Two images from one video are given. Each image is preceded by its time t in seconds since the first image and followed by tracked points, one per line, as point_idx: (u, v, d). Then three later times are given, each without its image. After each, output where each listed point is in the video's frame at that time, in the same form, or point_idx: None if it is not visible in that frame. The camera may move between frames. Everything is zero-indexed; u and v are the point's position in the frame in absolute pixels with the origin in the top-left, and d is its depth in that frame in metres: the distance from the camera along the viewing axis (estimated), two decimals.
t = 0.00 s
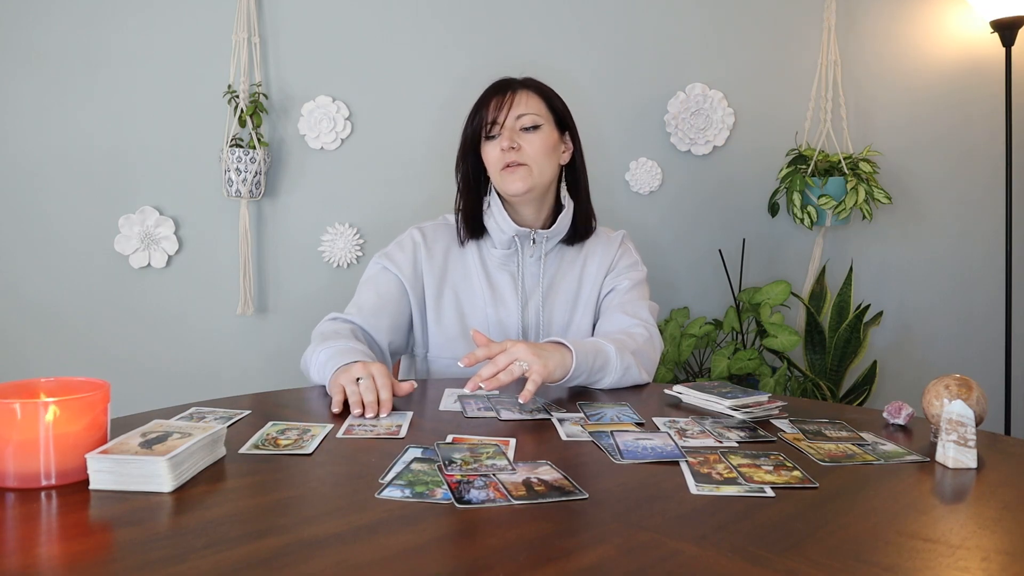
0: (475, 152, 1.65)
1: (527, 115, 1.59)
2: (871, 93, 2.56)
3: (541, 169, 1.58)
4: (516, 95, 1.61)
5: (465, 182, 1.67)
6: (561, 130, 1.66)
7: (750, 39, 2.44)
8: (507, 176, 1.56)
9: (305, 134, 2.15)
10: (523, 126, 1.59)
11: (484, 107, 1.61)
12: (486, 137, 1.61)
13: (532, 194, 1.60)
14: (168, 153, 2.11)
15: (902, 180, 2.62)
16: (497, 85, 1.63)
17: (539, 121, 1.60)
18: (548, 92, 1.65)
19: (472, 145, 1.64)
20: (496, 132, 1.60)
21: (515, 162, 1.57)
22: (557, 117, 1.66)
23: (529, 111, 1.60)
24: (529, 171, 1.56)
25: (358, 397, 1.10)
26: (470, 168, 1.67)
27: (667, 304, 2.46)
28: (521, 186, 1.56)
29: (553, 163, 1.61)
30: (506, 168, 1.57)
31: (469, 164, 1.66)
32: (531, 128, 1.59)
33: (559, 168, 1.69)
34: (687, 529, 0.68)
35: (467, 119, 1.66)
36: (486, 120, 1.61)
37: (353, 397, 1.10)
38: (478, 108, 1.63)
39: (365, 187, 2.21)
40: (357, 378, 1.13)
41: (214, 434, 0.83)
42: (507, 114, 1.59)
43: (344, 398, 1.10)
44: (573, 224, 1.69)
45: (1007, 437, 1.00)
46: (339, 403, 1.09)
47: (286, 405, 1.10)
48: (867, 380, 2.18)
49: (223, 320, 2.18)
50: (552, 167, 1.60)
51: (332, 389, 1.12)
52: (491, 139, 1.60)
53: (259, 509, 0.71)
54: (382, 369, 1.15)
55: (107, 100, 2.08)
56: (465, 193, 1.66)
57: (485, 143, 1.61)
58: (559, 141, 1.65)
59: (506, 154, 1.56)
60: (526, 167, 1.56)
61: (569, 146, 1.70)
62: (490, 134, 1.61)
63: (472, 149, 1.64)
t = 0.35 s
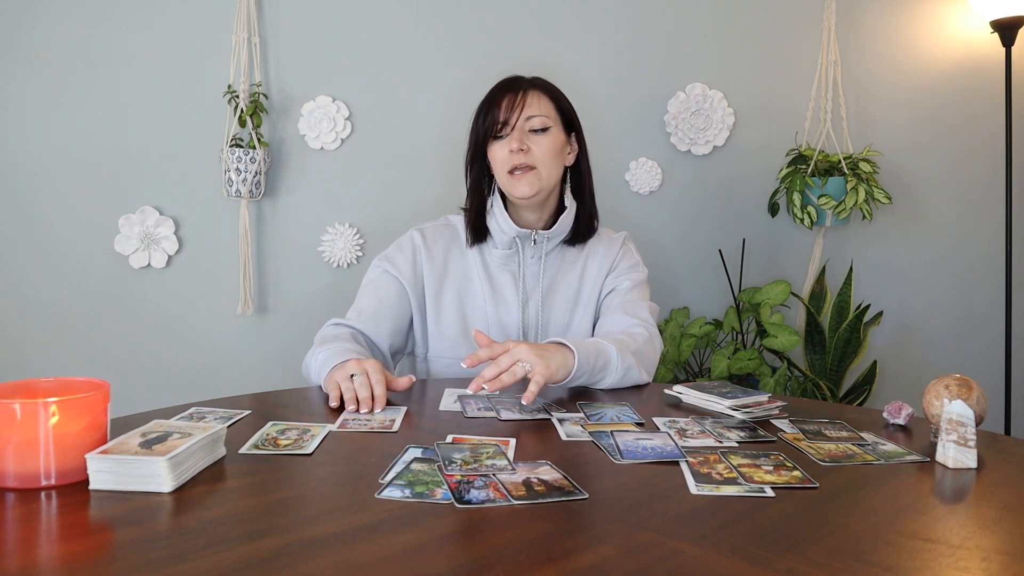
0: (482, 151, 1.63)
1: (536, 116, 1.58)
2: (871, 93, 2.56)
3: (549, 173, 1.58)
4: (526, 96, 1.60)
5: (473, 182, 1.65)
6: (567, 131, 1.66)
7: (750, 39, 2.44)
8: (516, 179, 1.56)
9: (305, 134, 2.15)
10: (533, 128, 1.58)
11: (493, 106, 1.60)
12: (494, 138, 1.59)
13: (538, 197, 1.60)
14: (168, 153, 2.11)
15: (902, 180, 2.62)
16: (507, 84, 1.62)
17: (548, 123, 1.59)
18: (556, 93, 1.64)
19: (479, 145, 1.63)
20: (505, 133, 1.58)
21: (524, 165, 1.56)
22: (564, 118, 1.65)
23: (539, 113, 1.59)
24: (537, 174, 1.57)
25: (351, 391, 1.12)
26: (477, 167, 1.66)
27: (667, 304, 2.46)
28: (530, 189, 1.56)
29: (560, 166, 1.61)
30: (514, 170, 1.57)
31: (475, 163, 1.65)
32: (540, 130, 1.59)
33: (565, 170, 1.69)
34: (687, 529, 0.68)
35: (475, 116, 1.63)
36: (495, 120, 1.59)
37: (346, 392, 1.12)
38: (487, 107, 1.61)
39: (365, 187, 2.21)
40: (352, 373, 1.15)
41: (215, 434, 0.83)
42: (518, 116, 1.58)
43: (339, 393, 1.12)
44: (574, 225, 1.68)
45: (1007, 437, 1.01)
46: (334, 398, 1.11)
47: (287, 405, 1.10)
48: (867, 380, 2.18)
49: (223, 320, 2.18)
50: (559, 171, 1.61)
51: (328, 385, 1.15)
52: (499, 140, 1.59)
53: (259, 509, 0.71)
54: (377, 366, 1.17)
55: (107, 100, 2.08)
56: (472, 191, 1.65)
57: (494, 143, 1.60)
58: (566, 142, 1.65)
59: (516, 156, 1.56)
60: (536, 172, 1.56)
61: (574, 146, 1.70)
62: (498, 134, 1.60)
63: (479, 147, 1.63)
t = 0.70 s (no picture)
0: (480, 153, 1.63)
1: (534, 120, 1.58)
2: (870, 93, 2.56)
3: (548, 175, 1.58)
4: (524, 99, 1.59)
5: (469, 185, 1.65)
6: (565, 131, 1.66)
7: (750, 39, 2.44)
8: (515, 183, 1.56)
9: (305, 134, 2.15)
10: (531, 132, 1.58)
11: (491, 109, 1.59)
12: (492, 142, 1.59)
13: (538, 199, 1.60)
14: (168, 153, 2.11)
15: (902, 180, 2.62)
16: (504, 87, 1.61)
17: (546, 126, 1.59)
18: (553, 94, 1.63)
19: (477, 148, 1.62)
20: (503, 137, 1.58)
21: (523, 169, 1.56)
22: (562, 119, 1.65)
23: (537, 116, 1.59)
24: (536, 178, 1.56)
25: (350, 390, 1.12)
26: (474, 169, 1.66)
27: (667, 304, 2.46)
28: (529, 193, 1.56)
29: (559, 167, 1.61)
30: (513, 174, 1.56)
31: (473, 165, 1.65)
32: (539, 132, 1.58)
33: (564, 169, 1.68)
34: (688, 529, 0.68)
35: (473, 117, 1.63)
36: (493, 123, 1.59)
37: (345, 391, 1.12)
38: (484, 110, 1.60)
39: (365, 187, 2.21)
40: (350, 373, 1.15)
41: (214, 434, 0.83)
42: (515, 119, 1.57)
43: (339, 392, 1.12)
44: (573, 225, 1.69)
45: (1007, 437, 1.00)
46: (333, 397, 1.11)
47: (287, 405, 1.10)
48: (867, 380, 2.18)
49: (223, 320, 2.18)
50: (559, 172, 1.61)
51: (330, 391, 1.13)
52: (498, 144, 1.59)
53: (259, 509, 0.71)
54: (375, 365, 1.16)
55: (107, 100, 2.08)
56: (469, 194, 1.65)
57: (491, 147, 1.60)
58: (564, 143, 1.65)
59: (514, 160, 1.55)
60: (535, 175, 1.56)
61: (573, 146, 1.70)
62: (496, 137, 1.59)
63: (477, 150, 1.63)
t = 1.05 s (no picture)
0: (479, 153, 1.63)
1: (533, 121, 1.58)
2: (870, 93, 2.56)
3: (548, 176, 1.58)
4: (523, 99, 1.59)
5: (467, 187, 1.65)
6: (565, 132, 1.66)
7: (750, 40, 2.44)
8: (514, 183, 1.56)
9: (305, 134, 2.15)
10: (530, 132, 1.57)
11: (490, 109, 1.59)
12: (492, 142, 1.59)
13: (537, 199, 1.60)
14: (168, 153, 2.11)
15: (902, 180, 2.62)
16: (502, 87, 1.61)
17: (545, 127, 1.59)
18: (553, 94, 1.63)
19: (476, 148, 1.62)
20: (503, 137, 1.58)
21: (522, 169, 1.56)
22: (562, 120, 1.65)
23: (536, 117, 1.58)
24: (536, 178, 1.56)
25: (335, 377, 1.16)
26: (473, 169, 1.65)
27: (667, 304, 2.46)
28: (528, 194, 1.56)
29: (558, 168, 1.61)
30: (511, 174, 1.56)
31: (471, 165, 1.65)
32: (538, 133, 1.58)
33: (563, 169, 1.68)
34: (688, 529, 0.68)
35: (471, 118, 1.63)
36: (492, 123, 1.58)
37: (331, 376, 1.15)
38: (482, 110, 1.60)
39: (365, 187, 2.21)
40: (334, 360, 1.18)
41: (214, 434, 0.83)
42: (515, 120, 1.57)
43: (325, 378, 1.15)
44: (573, 225, 1.69)
45: (1007, 436, 1.00)
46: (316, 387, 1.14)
47: (286, 405, 1.10)
48: (867, 380, 2.18)
49: (223, 320, 2.18)
50: (557, 172, 1.60)
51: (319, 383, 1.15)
52: (497, 144, 1.58)
53: (259, 509, 0.71)
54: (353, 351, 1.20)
55: (107, 100, 2.08)
56: (468, 193, 1.65)
57: (491, 147, 1.60)
58: (563, 144, 1.64)
59: (513, 161, 1.55)
60: (534, 175, 1.56)
61: (571, 146, 1.69)
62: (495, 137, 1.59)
63: (476, 150, 1.63)
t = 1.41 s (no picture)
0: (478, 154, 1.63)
1: (532, 119, 1.58)
2: (870, 93, 2.56)
3: (549, 173, 1.58)
4: (521, 99, 1.59)
5: (465, 190, 1.65)
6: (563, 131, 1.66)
7: (750, 40, 2.44)
8: (516, 182, 1.56)
9: (305, 134, 2.15)
10: (529, 130, 1.58)
11: (488, 110, 1.59)
12: (491, 141, 1.59)
13: (538, 198, 1.60)
14: (168, 153, 2.11)
15: (902, 180, 2.62)
16: (498, 88, 1.61)
17: (544, 125, 1.59)
18: (550, 93, 1.64)
19: (474, 149, 1.63)
20: (502, 136, 1.58)
21: (523, 168, 1.55)
22: (559, 118, 1.65)
23: (535, 115, 1.59)
24: (538, 176, 1.56)
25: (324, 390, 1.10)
26: (471, 171, 1.65)
27: (667, 305, 2.46)
28: (531, 192, 1.56)
29: (558, 166, 1.61)
30: (513, 174, 1.56)
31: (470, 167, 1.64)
32: (537, 131, 1.59)
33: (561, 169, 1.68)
34: (688, 529, 0.68)
35: (468, 120, 1.63)
36: (490, 123, 1.58)
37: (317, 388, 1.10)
38: (480, 111, 1.60)
39: (365, 188, 2.21)
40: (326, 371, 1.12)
41: (214, 434, 0.83)
42: (514, 119, 1.58)
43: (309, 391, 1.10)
44: (573, 225, 1.69)
45: (1007, 436, 1.00)
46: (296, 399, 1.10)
47: (286, 405, 1.10)
48: (867, 380, 2.18)
49: (223, 320, 2.18)
50: (558, 171, 1.60)
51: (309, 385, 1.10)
52: (496, 144, 1.58)
53: (259, 509, 0.71)
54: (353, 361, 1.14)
55: (107, 100, 2.08)
56: (465, 196, 1.66)
57: (490, 147, 1.60)
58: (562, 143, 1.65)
59: (514, 160, 1.55)
60: (535, 173, 1.56)
61: (569, 145, 1.69)
62: (494, 138, 1.59)
63: (474, 151, 1.63)
